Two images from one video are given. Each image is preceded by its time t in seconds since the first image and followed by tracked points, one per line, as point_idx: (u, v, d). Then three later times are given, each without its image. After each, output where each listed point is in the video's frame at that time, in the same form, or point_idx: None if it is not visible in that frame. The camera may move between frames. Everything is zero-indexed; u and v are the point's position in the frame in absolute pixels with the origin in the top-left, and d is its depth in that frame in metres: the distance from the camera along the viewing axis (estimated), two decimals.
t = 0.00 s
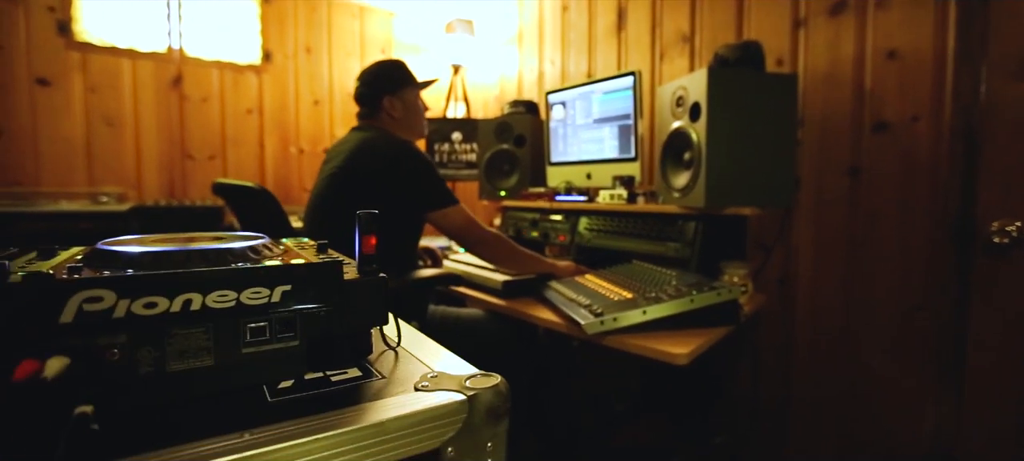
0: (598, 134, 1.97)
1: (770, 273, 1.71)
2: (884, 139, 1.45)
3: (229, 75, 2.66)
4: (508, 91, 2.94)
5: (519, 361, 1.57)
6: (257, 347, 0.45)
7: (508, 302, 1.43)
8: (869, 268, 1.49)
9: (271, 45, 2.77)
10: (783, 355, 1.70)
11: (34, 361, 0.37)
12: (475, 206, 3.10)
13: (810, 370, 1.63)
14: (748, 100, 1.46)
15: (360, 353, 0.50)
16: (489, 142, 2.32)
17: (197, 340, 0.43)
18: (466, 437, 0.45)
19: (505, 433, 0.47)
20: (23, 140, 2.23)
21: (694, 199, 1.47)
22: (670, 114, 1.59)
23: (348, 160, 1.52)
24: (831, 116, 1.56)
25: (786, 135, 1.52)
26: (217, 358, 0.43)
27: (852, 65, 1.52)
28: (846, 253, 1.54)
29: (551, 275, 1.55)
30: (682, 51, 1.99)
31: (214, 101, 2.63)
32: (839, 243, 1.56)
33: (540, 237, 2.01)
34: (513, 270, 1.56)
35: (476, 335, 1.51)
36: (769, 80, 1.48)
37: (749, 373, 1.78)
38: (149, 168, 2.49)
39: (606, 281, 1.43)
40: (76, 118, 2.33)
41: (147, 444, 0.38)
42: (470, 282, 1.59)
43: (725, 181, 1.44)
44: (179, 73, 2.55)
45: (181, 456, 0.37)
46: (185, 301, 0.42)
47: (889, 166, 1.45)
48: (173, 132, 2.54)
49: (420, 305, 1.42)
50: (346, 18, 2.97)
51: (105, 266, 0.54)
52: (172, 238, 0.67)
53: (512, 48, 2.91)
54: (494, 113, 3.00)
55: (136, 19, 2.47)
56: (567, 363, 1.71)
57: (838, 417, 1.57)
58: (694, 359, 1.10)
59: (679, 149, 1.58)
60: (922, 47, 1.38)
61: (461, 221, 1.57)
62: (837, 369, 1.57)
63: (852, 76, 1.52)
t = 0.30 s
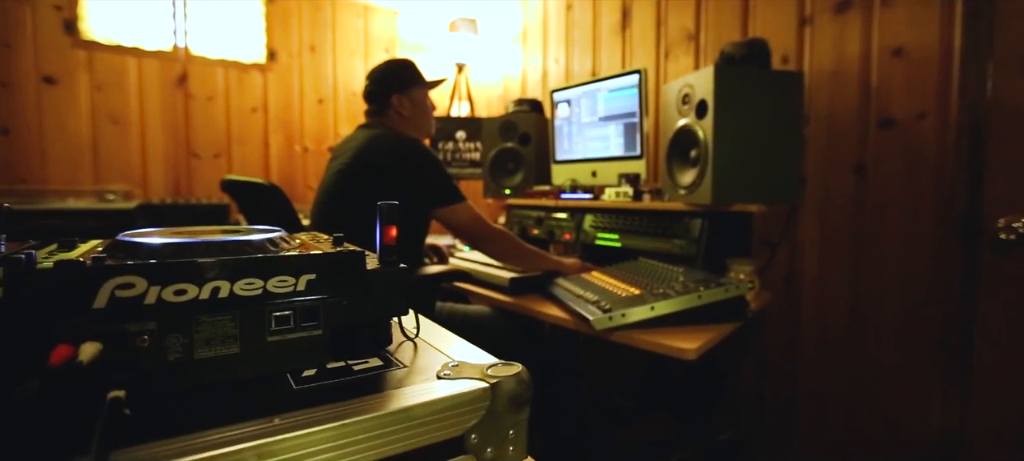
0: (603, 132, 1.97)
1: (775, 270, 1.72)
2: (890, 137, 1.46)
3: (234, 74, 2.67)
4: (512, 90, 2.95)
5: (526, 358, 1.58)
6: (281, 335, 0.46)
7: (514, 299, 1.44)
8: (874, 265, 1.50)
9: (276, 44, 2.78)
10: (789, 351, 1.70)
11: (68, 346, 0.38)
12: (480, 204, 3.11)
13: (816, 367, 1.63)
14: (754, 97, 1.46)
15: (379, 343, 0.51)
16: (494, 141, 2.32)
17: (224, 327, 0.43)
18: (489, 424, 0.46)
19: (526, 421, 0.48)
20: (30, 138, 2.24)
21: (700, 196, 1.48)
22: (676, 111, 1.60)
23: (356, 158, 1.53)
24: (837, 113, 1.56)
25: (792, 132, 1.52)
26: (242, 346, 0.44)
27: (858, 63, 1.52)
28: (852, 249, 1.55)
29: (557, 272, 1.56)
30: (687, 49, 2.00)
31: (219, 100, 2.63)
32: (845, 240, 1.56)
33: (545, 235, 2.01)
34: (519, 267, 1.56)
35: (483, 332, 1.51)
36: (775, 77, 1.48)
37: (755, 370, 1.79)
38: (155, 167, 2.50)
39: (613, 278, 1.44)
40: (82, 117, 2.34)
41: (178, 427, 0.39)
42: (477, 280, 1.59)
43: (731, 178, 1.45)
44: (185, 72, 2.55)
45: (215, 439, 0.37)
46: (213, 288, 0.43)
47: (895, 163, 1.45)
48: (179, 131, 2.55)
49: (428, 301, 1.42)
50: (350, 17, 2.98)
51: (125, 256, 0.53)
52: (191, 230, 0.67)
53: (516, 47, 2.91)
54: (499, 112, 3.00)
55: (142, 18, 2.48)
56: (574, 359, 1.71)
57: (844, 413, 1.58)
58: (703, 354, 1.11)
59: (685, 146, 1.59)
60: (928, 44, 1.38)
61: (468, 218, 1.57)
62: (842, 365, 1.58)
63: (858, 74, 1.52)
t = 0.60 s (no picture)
0: (610, 131, 1.98)
1: (783, 268, 1.72)
2: (899, 134, 1.46)
3: (240, 73, 2.68)
4: (517, 89, 2.95)
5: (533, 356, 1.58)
6: (306, 327, 0.46)
7: (522, 296, 1.44)
8: (883, 263, 1.50)
9: (281, 43, 2.78)
10: (796, 349, 1.70)
11: (101, 335, 0.38)
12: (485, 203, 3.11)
13: (824, 365, 1.63)
14: (762, 95, 1.46)
15: (401, 335, 0.51)
16: (499, 139, 2.32)
17: (250, 319, 0.44)
18: (512, 415, 0.46)
19: (549, 412, 0.48)
20: (38, 136, 2.25)
21: (708, 194, 1.48)
22: (684, 109, 1.60)
23: (363, 155, 1.53)
24: (845, 110, 1.56)
25: (800, 129, 1.52)
26: (268, 338, 0.44)
27: (866, 61, 1.52)
28: (860, 247, 1.54)
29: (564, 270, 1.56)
30: (693, 48, 2.00)
31: (225, 98, 2.64)
32: (853, 237, 1.56)
33: (551, 233, 2.02)
34: (527, 265, 1.56)
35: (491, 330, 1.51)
36: (783, 75, 1.48)
37: (762, 368, 1.79)
38: (161, 166, 2.50)
39: (621, 275, 1.44)
40: (89, 116, 2.35)
41: (208, 416, 0.39)
42: (485, 278, 1.59)
43: (739, 176, 1.45)
44: (191, 71, 2.56)
45: (248, 428, 0.38)
46: (241, 279, 0.43)
47: (902, 161, 1.45)
48: (185, 130, 2.55)
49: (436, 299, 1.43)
50: (355, 17, 2.99)
51: (145, 250, 0.53)
52: (211, 225, 0.68)
53: (521, 45, 2.91)
54: (503, 111, 3.01)
55: (148, 18, 2.48)
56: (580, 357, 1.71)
57: (852, 411, 1.58)
58: (713, 351, 1.11)
59: (693, 144, 1.59)
60: (936, 42, 1.38)
61: (476, 215, 1.58)
62: (849, 363, 1.58)
63: (866, 71, 1.52)
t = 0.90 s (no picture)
0: (618, 129, 1.97)
1: (794, 265, 1.71)
2: (911, 132, 1.45)
3: (248, 72, 2.69)
4: (525, 88, 2.95)
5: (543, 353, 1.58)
6: (334, 318, 0.46)
7: (533, 294, 1.44)
8: (895, 260, 1.49)
9: (289, 42, 2.79)
10: (807, 347, 1.70)
11: (136, 324, 0.39)
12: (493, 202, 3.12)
13: (835, 363, 1.63)
14: (773, 93, 1.46)
15: (425, 328, 0.51)
16: (507, 138, 2.32)
17: (279, 309, 0.44)
18: (540, 407, 0.46)
19: (576, 404, 0.48)
20: (49, 135, 2.27)
21: (719, 192, 1.48)
22: (694, 107, 1.59)
23: (374, 152, 1.54)
24: (856, 108, 1.56)
25: (812, 126, 1.52)
26: (297, 328, 0.45)
27: (878, 58, 1.51)
28: (872, 245, 1.54)
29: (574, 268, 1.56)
30: (702, 45, 1.99)
31: (233, 97, 2.65)
32: (865, 235, 1.55)
33: (559, 232, 2.02)
34: (537, 263, 1.56)
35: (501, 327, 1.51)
36: (794, 72, 1.48)
37: (772, 365, 1.79)
38: (171, 164, 2.52)
39: (631, 273, 1.44)
40: (99, 115, 2.37)
41: (240, 404, 0.40)
42: (495, 275, 1.59)
43: (750, 173, 1.45)
44: (200, 70, 2.57)
45: (283, 414, 0.38)
46: (272, 270, 0.44)
47: (915, 158, 1.44)
48: (194, 128, 2.56)
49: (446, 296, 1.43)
50: (362, 15, 2.99)
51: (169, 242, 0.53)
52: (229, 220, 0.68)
53: (529, 44, 2.91)
54: (511, 110, 3.01)
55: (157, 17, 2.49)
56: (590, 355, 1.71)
57: (863, 409, 1.57)
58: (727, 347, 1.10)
59: (703, 142, 1.59)
60: (949, 38, 1.37)
61: (487, 213, 1.58)
62: (861, 361, 1.57)
63: (878, 68, 1.51)
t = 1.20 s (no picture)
0: (630, 127, 1.97)
1: (807, 263, 1.70)
2: (927, 129, 1.44)
3: (259, 71, 2.70)
4: (534, 87, 2.95)
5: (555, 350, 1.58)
6: (363, 309, 0.47)
7: (546, 291, 1.44)
8: (911, 259, 1.48)
9: (300, 42, 2.81)
10: (820, 345, 1.69)
11: (173, 312, 0.40)
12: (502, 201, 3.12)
13: (848, 361, 1.62)
14: (787, 90, 1.45)
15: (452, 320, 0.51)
16: (518, 136, 2.33)
17: (311, 300, 0.45)
18: (571, 398, 0.46)
19: (604, 396, 0.48)
20: (64, 134, 2.29)
21: (733, 189, 1.47)
22: (707, 104, 1.59)
23: (390, 149, 1.54)
24: (871, 104, 1.55)
25: (826, 123, 1.51)
26: (327, 319, 0.45)
27: (894, 54, 1.50)
28: (887, 243, 1.53)
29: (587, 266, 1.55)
30: (714, 43, 1.99)
31: (245, 97, 2.67)
32: (880, 233, 1.54)
33: (570, 230, 2.01)
34: (550, 260, 1.57)
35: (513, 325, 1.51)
36: (808, 69, 1.47)
37: (785, 363, 1.78)
38: (183, 163, 2.54)
39: (644, 270, 1.44)
40: (114, 114, 2.39)
41: (277, 393, 0.40)
42: (507, 273, 1.59)
43: (765, 170, 1.44)
44: (212, 69, 2.59)
45: (318, 402, 0.38)
46: (304, 260, 0.44)
47: (931, 155, 1.43)
48: (206, 128, 2.58)
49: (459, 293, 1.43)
50: (372, 15, 3.00)
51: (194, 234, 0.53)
52: (252, 215, 0.68)
53: (538, 43, 2.91)
54: (520, 108, 3.01)
55: (169, 17, 2.51)
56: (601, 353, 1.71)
57: (878, 408, 1.56)
58: (743, 344, 1.10)
59: (716, 139, 1.58)
60: (967, 34, 1.36)
61: (500, 211, 1.59)
62: (875, 360, 1.56)
63: (893, 64, 1.50)
